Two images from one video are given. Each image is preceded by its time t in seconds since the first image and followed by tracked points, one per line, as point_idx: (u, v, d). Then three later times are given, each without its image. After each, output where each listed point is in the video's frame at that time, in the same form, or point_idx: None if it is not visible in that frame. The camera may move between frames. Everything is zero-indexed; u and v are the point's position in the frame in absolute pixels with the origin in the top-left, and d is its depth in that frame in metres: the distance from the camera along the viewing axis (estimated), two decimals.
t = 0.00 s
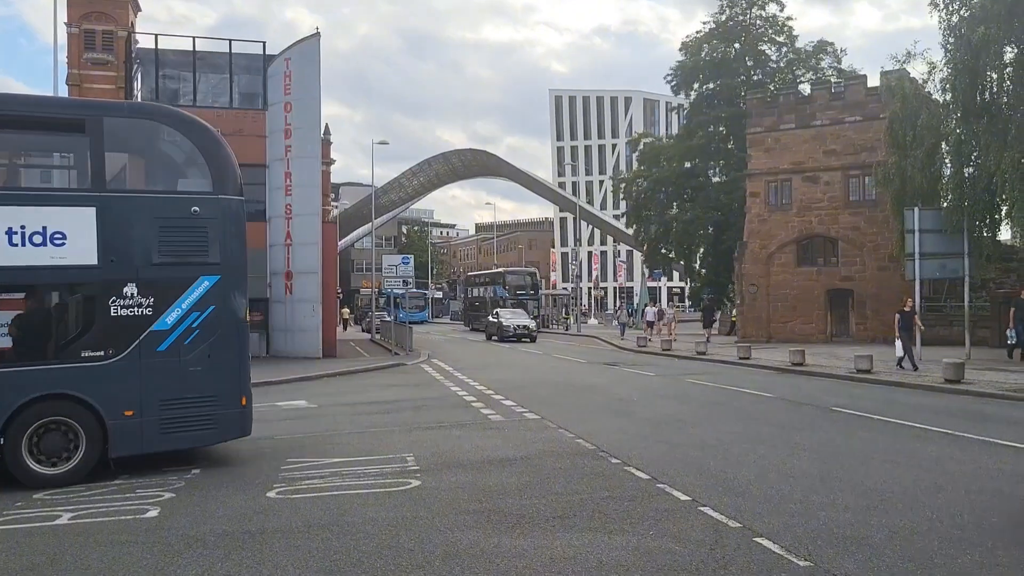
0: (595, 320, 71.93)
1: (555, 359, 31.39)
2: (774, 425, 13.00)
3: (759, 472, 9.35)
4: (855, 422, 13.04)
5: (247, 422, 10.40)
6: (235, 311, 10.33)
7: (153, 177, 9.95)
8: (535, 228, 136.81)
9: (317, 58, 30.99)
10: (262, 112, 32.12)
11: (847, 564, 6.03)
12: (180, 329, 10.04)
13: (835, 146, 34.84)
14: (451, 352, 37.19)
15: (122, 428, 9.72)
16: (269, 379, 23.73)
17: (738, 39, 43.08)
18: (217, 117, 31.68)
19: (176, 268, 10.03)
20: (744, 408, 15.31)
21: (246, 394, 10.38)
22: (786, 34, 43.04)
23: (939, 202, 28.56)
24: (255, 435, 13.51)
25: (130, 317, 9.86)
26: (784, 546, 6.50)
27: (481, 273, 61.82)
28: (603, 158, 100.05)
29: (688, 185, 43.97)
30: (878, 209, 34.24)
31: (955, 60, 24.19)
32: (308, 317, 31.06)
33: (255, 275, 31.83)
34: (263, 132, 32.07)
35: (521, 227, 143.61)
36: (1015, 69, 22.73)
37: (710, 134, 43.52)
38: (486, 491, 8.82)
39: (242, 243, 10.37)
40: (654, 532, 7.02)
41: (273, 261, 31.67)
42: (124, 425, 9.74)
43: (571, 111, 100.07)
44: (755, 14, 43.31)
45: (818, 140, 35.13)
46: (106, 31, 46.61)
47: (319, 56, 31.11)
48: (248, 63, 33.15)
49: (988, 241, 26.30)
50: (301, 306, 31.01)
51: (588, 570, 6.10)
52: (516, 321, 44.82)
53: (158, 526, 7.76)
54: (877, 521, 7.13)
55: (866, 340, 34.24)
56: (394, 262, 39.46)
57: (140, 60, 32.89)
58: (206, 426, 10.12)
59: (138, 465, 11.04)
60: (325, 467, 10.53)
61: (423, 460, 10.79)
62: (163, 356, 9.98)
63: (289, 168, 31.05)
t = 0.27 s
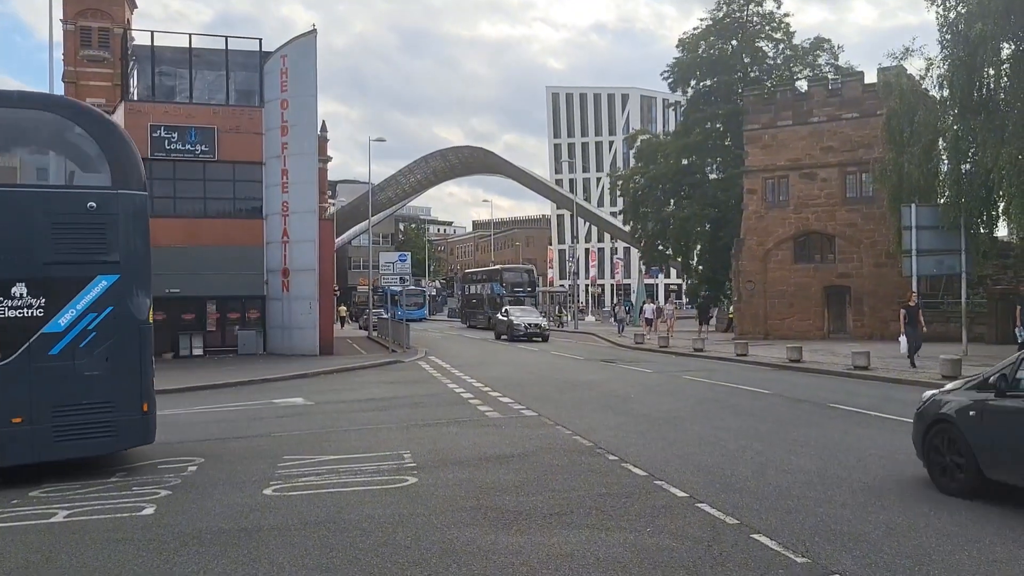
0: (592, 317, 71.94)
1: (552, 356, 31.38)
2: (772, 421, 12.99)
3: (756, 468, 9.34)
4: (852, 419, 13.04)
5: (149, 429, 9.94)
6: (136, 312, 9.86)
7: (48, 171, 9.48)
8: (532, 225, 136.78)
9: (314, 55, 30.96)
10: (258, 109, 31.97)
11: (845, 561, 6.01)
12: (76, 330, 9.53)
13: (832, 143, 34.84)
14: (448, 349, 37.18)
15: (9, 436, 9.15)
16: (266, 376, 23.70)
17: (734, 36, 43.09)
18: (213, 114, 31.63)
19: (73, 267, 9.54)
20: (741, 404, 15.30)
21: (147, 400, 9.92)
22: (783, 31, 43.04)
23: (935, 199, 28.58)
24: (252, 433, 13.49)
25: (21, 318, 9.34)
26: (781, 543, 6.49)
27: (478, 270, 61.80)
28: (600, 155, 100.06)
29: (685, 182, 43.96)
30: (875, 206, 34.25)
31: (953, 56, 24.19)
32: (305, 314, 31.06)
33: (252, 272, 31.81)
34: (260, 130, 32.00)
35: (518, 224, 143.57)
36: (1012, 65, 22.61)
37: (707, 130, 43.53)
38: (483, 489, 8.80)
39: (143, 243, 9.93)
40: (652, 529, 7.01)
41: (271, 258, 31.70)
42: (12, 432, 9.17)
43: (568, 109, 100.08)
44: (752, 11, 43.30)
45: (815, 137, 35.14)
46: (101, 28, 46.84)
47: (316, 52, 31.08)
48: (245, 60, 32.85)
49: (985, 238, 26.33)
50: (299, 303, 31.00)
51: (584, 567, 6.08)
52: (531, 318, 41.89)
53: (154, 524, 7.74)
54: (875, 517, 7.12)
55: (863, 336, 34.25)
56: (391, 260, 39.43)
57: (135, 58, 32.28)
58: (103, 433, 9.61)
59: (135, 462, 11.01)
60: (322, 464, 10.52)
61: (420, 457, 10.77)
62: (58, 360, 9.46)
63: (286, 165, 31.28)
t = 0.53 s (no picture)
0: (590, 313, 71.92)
1: (550, 352, 31.36)
2: (771, 418, 12.98)
3: (755, 465, 9.33)
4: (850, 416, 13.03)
5: (43, 434, 9.44)
6: (30, 311, 9.36)
7: None
8: (530, 221, 136.68)
9: (312, 50, 30.89)
10: (256, 105, 31.92)
11: (844, 557, 6.00)
12: None
13: (830, 139, 34.82)
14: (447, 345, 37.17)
15: None
16: (263, 372, 23.67)
17: (733, 33, 43.04)
18: (211, 109, 31.57)
19: None
20: (740, 401, 15.29)
21: (42, 402, 9.42)
22: (782, 27, 42.98)
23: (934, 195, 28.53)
24: (250, 428, 13.47)
25: None
26: (780, 539, 6.48)
27: (477, 266, 61.76)
28: (598, 151, 99.99)
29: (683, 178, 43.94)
30: (873, 203, 34.25)
31: (952, 53, 24.20)
32: (302, 309, 31.02)
33: (249, 268, 31.79)
34: (258, 125, 31.92)
35: (517, 220, 143.46)
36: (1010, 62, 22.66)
37: (706, 126, 43.49)
38: (482, 484, 8.78)
39: (38, 237, 9.46)
40: (650, 525, 7.00)
41: (269, 254, 31.68)
42: None
43: (567, 105, 100.01)
44: (751, 8, 43.25)
45: (813, 133, 35.13)
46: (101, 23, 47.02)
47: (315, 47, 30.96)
48: (242, 55, 32.75)
49: (984, 235, 26.29)
50: (297, 298, 30.96)
51: (581, 563, 6.06)
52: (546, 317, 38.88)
53: (151, 519, 7.73)
54: (875, 514, 7.10)
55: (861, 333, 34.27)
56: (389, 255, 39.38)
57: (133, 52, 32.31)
58: None
59: (133, 457, 11.00)
60: (320, 460, 10.50)
61: (419, 453, 10.75)
62: None
63: (285, 161, 31.25)
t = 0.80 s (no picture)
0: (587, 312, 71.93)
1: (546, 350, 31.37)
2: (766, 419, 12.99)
3: (749, 465, 9.34)
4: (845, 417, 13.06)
5: None
6: None
7: None
8: (528, 219, 136.69)
9: (312, 44, 30.80)
10: (255, 98, 31.89)
11: (838, 559, 6.01)
12: None
13: (828, 142, 34.86)
14: (442, 342, 37.17)
15: None
16: (258, 366, 23.64)
17: (733, 34, 43.06)
18: (210, 102, 31.51)
19: None
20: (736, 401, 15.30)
21: None
22: (782, 29, 43.02)
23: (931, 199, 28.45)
24: (245, 422, 13.46)
25: None
26: (774, 540, 6.48)
27: (474, 264, 61.75)
28: (597, 150, 99.98)
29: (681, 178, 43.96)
30: (870, 206, 34.29)
31: (952, 57, 24.23)
32: (298, 304, 30.95)
33: (246, 262, 31.80)
34: (257, 119, 31.88)
35: (515, 218, 143.40)
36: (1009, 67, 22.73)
37: (705, 127, 43.51)
38: (477, 482, 8.77)
39: None
40: (645, 525, 6.99)
41: (266, 248, 31.67)
42: None
43: (565, 103, 100.01)
44: (751, 9, 43.25)
45: (812, 135, 35.17)
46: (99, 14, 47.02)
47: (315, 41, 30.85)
48: (242, 48, 32.68)
49: (982, 241, 26.23)
50: (293, 293, 30.94)
51: (575, 562, 6.06)
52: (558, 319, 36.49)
53: (146, 512, 7.71)
54: (869, 516, 7.11)
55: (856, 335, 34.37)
56: (386, 251, 39.32)
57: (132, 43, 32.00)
58: None
59: (127, 449, 10.97)
60: (314, 455, 10.49)
61: (413, 449, 10.74)
62: None
63: (282, 155, 31.10)
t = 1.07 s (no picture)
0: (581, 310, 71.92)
1: (540, 347, 31.36)
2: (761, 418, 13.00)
3: (744, 464, 9.36)
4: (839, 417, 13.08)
5: None
6: None
7: None
8: (523, 216, 136.61)
9: (308, 38, 30.71)
10: (251, 92, 31.83)
11: (832, 558, 6.03)
12: None
13: (824, 142, 34.91)
14: (437, 338, 37.14)
15: None
16: (252, 360, 23.59)
17: (731, 33, 43.07)
18: (206, 96, 31.43)
19: None
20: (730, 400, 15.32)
21: None
22: (779, 29, 43.07)
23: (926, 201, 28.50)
24: (240, 417, 13.43)
25: None
26: (768, 539, 6.50)
27: (469, 260, 61.70)
28: (593, 148, 99.94)
29: (677, 177, 43.99)
30: (865, 207, 34.34)
31: (948, 60, 24.22)
32: (293, 299, 30.91)
33: (241, 256, 31.73)
34: (253, 113, 31.80)
35: (510, 216, 143.27)
36: (1005, 69, 22.66)
37: (702, 126, 43.54)
38: (472, 478, 8.77)
39: None
40: (640, 522, 7.00)
41: (261, 243, 31.59)
42: None
43: (562, 101, 99.95)
44: (749, 9, 43.26)
45: (808, 136, 35.22)
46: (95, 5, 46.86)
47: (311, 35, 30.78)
48: (239, 42, 32.70)
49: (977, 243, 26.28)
50: (288, 288, 30.84)
51: (571, 559, 6.07)
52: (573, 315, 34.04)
53: (140, 505, 7.69)
54: (863, 516, 7.13)
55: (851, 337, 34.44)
56: (381, 247, 39.27)
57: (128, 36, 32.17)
58: None
59: (120, 443, 10.95)
60: (309, 450, 10.47)
61: (408, 446, 10.73)
62: None
63: (278, 149, 31.04)
